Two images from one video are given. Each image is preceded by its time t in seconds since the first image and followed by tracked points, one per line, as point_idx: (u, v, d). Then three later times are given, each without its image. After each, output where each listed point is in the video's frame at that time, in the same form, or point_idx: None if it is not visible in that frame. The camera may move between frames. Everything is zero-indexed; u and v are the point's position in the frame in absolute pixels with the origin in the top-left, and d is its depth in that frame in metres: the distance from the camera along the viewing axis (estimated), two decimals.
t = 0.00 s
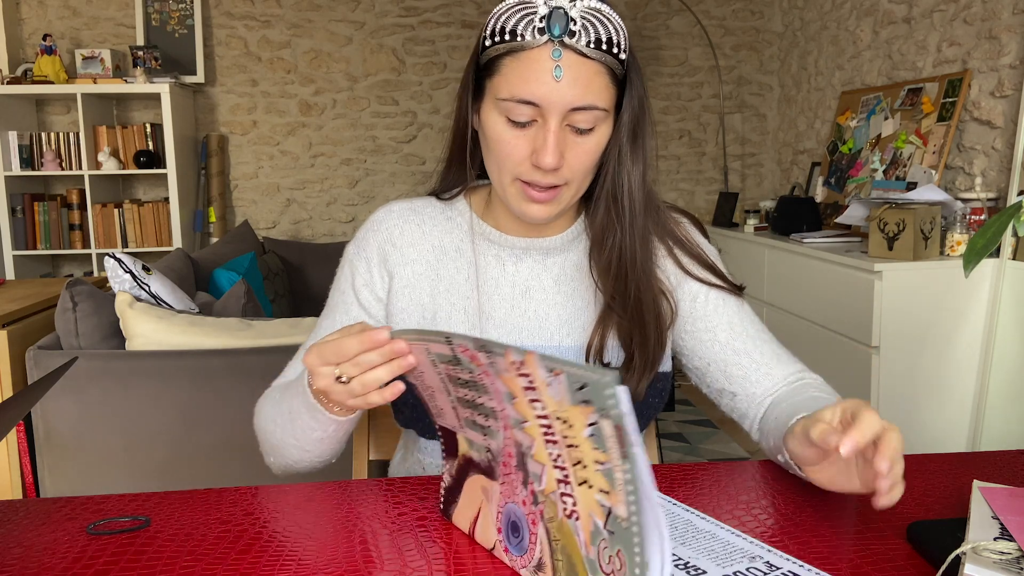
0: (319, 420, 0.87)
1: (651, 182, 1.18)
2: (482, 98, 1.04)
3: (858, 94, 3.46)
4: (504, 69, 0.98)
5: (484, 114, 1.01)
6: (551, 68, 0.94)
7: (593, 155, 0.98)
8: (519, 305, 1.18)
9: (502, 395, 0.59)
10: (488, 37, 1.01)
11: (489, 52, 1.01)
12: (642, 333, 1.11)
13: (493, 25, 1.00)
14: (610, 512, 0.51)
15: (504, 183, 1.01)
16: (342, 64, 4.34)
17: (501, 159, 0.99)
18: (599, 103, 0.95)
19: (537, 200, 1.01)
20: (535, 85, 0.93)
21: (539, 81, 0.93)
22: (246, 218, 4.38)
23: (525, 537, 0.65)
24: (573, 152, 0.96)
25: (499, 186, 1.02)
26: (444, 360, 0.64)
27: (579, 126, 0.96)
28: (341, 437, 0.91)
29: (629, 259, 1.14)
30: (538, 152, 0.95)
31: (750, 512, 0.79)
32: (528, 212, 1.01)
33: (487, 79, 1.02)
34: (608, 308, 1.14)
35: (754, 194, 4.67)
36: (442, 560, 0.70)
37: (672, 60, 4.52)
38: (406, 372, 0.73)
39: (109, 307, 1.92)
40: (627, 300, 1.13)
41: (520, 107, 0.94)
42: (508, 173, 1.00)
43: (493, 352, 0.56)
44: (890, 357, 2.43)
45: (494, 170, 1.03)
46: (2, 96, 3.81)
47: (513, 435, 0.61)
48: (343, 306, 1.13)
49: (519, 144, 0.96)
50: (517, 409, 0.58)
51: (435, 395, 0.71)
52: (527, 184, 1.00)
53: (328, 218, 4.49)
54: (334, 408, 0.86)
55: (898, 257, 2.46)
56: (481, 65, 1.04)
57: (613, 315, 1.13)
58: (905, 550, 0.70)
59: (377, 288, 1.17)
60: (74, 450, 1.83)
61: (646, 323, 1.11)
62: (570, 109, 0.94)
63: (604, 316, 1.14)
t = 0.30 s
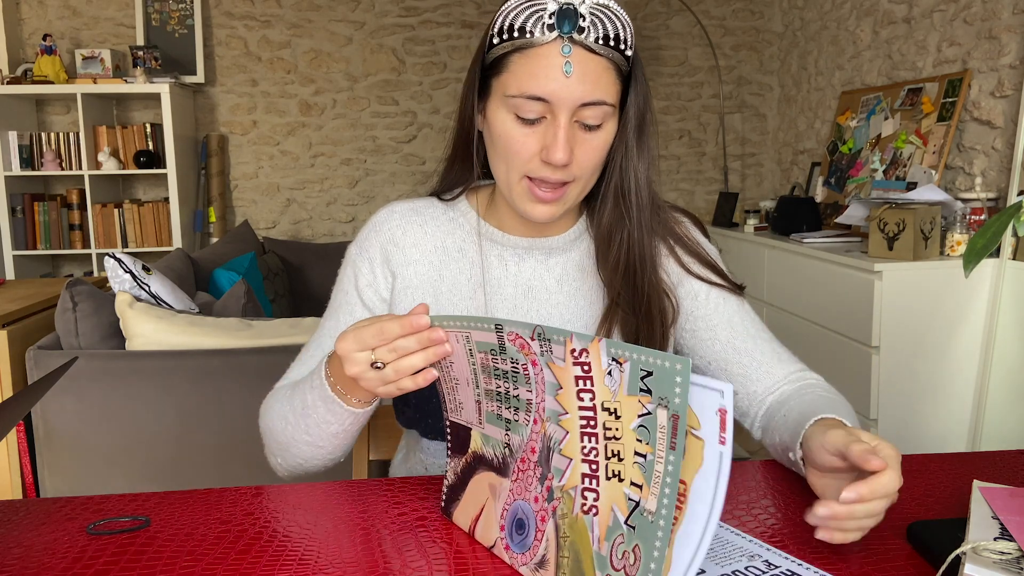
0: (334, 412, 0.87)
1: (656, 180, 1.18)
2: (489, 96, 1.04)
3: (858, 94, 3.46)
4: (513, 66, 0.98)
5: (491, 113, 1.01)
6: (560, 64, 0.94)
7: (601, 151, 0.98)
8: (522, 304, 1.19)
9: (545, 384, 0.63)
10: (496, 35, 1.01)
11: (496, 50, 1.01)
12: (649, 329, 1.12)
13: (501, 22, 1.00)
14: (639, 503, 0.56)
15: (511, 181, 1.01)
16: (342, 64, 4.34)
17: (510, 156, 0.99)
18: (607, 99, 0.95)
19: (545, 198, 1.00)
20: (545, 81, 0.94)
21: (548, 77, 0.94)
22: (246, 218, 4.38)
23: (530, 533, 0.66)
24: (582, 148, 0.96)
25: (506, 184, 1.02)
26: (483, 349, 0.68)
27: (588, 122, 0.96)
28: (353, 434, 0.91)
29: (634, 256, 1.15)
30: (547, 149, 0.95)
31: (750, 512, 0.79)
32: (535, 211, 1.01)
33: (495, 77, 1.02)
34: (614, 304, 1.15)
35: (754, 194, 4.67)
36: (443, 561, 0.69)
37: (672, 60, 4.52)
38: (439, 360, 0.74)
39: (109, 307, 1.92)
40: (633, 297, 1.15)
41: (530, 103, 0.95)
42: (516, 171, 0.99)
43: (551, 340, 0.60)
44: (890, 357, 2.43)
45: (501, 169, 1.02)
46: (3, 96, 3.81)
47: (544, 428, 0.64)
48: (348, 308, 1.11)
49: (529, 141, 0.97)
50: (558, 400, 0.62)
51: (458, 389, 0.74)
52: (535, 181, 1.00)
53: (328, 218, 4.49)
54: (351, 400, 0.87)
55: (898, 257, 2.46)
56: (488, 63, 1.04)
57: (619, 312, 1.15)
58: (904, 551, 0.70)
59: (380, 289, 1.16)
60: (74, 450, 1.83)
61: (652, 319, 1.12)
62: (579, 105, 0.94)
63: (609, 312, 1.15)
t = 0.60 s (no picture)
0: (318, 426, 0.86)
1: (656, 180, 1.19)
2: (489, 95, 1.04)
3: (858, 94, 3.46)
4: (513, 65, 0.98)
5: (491, 111, 1.01)
6: (561, 62, 0.94)
7: (601, 149, 0.98)
8: (521, 304, 1.18)
9: (507, 394, 0.59)
10: (495, 34, 1.01)
11: (495, 49, 1.01)
12: (648, 328, 1.12)
13: (502, 21, 1.00)
14: (622, 505, 0.55)
15: (512, 179, 1.01)
16: (342, 64, 4.34)
17: (511, 155, 0.99)
18: (607, 97, 0.96)
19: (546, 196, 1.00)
20: (545, 79, 0.94)
21: (549, 75, 0.94)
22: (246, 218, 4.38)
23: (529, 533, 0.66)
24: (583, 146, 0.96)
25: (507, 183, 1.02)
26: (440, 365, 0.62)
27: (588, 120, 0.96)
28: (344, 442, 0.91)
29: (633, 256, 1.15)
30: (548, 147, 0.95)
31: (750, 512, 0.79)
32: (536, 209, 1.00)
33: (494, 77, 1.02)
34: (613, 304, 1.15)
35: (754, 194, 4.67)
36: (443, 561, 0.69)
37: (672, 60, 4.52)
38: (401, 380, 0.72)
39: (109, 307, 1.92)
40: (633, 295, 1.15)
41: (530, 102, 0.95)
42: (517, 169, 0.99)
43: (497, 354, 0.54)
44: (890, 357, 2.43)
45: (500, 168, 1.02)
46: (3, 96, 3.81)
47: (520, 431, 0.63)
48: (346, 312, 1.11)
49: (530, 139, 0.97)
50: (524, 408, 0.59)
51: (434, 398, 0.72)
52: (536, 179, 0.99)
53: (328, 218, 4.49)
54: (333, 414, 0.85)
55: (898, 257, 2.46)
56: (488, 62, 1.04)
57: (617, 312, 1.15)
58: (904, 550, 0.70)
59: (378, 291, 1.16)
60: (74, 450, 1.83)
61: (652, 319, 1.12)
62: (580, 103, 0.94)
63: (609, 312, 1.15)
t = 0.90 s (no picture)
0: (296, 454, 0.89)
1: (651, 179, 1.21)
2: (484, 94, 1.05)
3: (858, 94, 3.46)
4: (507, 61, 1.00)
5: (486, 109, 1.02)
6: (555, 56, 0.96)
7: (598, 143, 0.98)
8: (519, 305, 1.17)
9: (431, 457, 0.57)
10: (489, 32, 1.02)
11: (490, 48, 1.02)
12: (643, 324, 1.12)
13: (495, 19, 1.02)
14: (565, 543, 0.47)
15: (509, 176, 1.00)
16: (342, 64, 4.34)
17: (506, 151, 0.99)
18: (602, 91, 0.97)
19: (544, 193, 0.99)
20: (539, 74, 0.96)
21: (544, 70, 0.96)
22: (246, 218, 4.38)
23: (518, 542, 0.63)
24: (580, 140, 0.96)
25: (503, 180, 1.01)
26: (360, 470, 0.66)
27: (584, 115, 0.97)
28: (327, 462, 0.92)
29: (629, 254, 1.16)
30: (545, 140, 0.95)
31: (750, 512, 0.79)
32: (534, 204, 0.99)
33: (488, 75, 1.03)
34: (609, 301, 1.15)
35: (754, 194, 4.67)
36: (441, 562, 0.69)
37: (672, 60, 4.52)
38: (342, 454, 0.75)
39: (109, 307, 1.92)
40: (629, 293, 1.15)
41: (524, 96, 0.96)
42: (514, 165, 0.99)
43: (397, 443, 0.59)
44: (890, 357, 2.43)
45: (496, 167, 1.02)
46: (3, 96, 3.81)
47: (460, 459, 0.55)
48: (341, 314, 1.14)
49: (526, 133, 0.97)
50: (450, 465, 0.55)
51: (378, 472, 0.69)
52: (534, 176, 0.99)
53: (329, 219, 4.49)
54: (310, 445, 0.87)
55: (898, 257, 2.46)
56: (481, 61, 1.05)
57: (613, 310, 1.15)
58: (903, 551, 0.70)
59: (374, 294, 1.17)
60: (74, 450, 1.83)
61: (646, 315, 1.13)
62: (575, 96, 0.95)
63: (605, 310, 1.15)
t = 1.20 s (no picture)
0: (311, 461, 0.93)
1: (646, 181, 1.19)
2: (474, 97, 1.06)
3: (858, 94, 3.46)
4: (493, 61, 1.01)
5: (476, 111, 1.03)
6: (540, 49, 0.97)
7: (588, 139, 0.98)
8: (517, 310, 1.17)
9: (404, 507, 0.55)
10: (475, 34, 1.04)
11: (477, 49, 1.04)
12: (641, 328, 1.12)
13: (480, 20, 1.03)
14: None
15: (502, 180, 0.99)
16: (342, 64, 4.34)
17: (497, 154, 0.98)
18: (590, 83, 0.98)
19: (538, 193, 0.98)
20: (526, 69, 0.97)
21: (531, 65, 0.97)
22: (246, 218, 4.38)
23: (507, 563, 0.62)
24: (568, 136, 0.96)
25: (498, 186, 1.00)
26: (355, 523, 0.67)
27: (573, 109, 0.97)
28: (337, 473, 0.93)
29: (625, 258, 1.15)
30: (534, 136, 0.95)
31: (750, 512, 0.79)
32: (530, 205, 0.98)
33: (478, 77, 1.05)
34: (608, 306, 1.15)
35: (754, 193, 4.67)
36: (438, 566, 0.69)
37: (672, 60, 4.52)
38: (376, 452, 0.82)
39: (109, 307, 1.92)
40: (626, 298, 1.14)
41: (511, 89, 0.97)
42: (506, 168, 0.98)
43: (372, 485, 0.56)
44: (890, 357, 2.43)
45: (489, 172, 1.01)
46: (3, 96, 3.81)
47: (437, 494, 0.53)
48: (341, 315, 1.15)
49: (515, 130, 0.97)
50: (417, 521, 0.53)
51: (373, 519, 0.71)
52: (528, 177, 0.98)
53: (328, 218, 4.49)
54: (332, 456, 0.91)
55: (898, 257, 2.46)
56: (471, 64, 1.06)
57: (613, 316, 1.14)
58: (904, 551, 0.70)
59: (374, 297, 1.17)
60: (74, 450, 1.83)
61: (643, 319, 1.12)
62: (563, 89, 0.97)
63: (604, 315, 1.14)
